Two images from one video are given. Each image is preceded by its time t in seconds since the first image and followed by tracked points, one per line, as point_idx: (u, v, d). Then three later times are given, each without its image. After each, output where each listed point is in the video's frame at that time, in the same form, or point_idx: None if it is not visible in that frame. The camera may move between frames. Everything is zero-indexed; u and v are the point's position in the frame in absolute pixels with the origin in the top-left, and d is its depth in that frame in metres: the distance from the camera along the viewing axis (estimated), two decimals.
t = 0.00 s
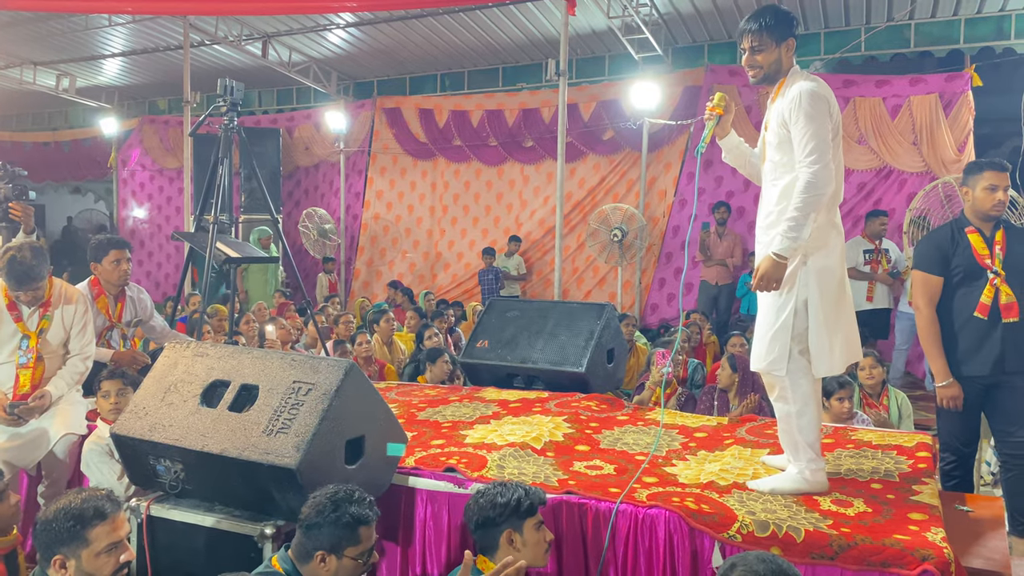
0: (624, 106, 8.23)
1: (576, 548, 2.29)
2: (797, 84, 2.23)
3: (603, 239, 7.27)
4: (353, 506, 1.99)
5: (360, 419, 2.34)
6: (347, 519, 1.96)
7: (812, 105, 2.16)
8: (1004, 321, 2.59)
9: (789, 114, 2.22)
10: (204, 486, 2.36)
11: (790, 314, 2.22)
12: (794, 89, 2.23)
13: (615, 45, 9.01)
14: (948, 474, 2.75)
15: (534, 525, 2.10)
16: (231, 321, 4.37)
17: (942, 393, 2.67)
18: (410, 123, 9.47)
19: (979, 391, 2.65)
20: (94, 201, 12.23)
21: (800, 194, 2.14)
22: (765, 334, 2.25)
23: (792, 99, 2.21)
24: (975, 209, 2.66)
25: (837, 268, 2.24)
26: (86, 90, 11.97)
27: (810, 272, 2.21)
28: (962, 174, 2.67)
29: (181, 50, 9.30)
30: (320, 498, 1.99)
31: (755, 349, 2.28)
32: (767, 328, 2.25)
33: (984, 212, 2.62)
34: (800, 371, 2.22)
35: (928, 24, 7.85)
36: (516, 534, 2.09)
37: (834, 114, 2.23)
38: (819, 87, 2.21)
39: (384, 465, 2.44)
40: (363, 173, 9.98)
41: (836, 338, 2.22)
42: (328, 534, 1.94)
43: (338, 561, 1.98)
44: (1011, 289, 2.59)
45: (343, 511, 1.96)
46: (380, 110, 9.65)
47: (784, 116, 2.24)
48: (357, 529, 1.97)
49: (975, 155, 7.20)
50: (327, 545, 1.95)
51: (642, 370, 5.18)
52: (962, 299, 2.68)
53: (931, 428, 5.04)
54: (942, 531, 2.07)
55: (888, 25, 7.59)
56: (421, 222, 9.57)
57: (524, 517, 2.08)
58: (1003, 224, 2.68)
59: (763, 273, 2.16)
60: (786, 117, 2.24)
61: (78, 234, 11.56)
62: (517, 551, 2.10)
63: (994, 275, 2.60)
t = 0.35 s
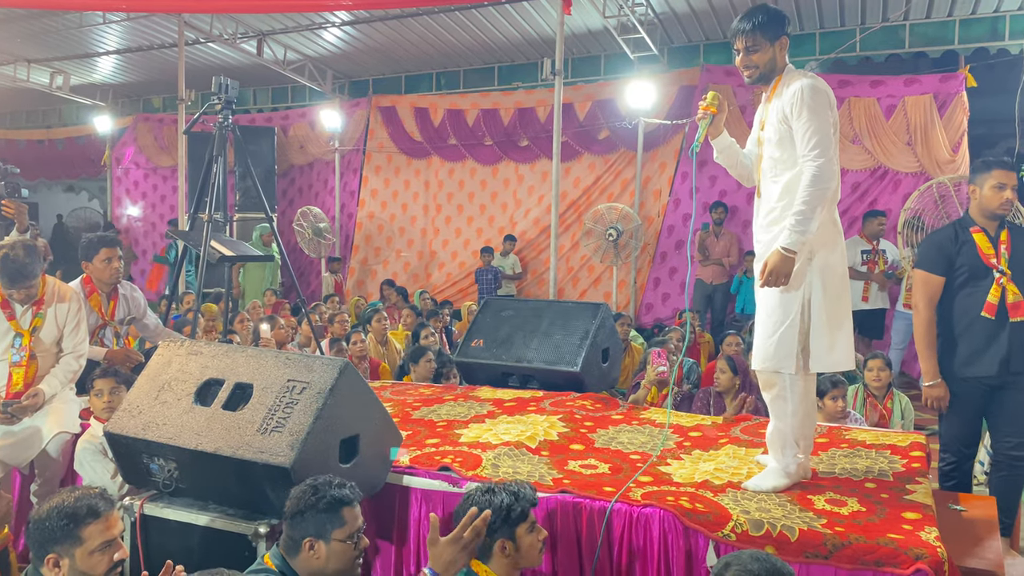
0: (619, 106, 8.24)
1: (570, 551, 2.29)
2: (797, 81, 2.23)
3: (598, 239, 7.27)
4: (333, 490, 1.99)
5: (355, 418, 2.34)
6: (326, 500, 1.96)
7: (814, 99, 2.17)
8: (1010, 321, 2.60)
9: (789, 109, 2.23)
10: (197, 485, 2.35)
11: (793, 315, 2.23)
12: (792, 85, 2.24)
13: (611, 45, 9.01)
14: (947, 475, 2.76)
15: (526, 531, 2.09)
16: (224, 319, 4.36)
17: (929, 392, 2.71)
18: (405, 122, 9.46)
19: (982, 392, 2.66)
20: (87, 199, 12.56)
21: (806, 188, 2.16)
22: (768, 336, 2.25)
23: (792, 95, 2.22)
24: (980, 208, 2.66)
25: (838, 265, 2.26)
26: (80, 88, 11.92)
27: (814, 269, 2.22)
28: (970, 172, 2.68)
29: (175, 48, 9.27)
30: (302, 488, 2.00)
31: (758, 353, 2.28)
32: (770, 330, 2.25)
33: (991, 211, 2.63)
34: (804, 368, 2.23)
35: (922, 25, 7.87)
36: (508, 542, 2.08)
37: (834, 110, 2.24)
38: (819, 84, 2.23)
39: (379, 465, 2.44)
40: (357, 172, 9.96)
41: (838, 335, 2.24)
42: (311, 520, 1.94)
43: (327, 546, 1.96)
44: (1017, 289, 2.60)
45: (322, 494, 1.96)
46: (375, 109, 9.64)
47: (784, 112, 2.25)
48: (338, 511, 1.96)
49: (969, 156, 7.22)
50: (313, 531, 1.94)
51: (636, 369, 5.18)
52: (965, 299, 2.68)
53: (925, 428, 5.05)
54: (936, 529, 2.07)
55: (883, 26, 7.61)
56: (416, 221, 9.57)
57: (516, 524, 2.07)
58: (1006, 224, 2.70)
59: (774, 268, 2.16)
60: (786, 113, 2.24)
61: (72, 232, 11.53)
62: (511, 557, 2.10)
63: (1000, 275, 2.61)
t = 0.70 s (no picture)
0: (614, 106, 8.25)
1: (563, 552, 2.30)
2: (790, 78, 2.24)
3: (593, 239, 7.28)
4: (317, 491, 1.99)
5: (349, 419, 2.34)
6: (311, 502, 1.95)
7: (809, 95, 2.18)
8: (1017, 321, 2.60)
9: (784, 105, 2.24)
10: (191, 484, 2.34)
11: (795, 316, 2.23)
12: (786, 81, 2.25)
13: (606, 45, 9.01)
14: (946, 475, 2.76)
15: (523, 541, 2.08)
16: (218, 319, 4.35)
17: (939, 388, 2.67)
18: (400, 122, 9.46)
19: (985, 391, 2.66)
20: (81, 198, 12.41)
21: (805, 183, 2.16)
22: (770, 338, 2.25)
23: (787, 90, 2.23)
24: (991, 207, 2.66)
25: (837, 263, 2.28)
26: (74, 88, 11.90)
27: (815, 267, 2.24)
28: (983, 171, 2.67)
29: (170, 47, 9.26)
30: (287, 492, 2.01)
31: (759, 355, 2.27)
32: (772, 332, 2.25)
33: (1001, 210, 2.63)
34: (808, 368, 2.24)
35: (916, 26, 7.89)
36: (504, 552, 2.07)
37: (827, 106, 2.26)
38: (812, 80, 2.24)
39: (373, 465, 2.44)
40: (352, 172, 9.96)
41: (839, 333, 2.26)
42: (298, 523, 1.94)
43: (318, 548, 1.96)
44: None
45: (307, 496, 1.96)
46: (370, 108, 9.63)
47: (780, 109, 2.25)
48: (324, 511, 1.95)
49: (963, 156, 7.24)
50: (302, 533, 1.95)
51: (632, 369, 5.19)
52: (971, 297, 2.68)
53: (919, 428, 5.06)
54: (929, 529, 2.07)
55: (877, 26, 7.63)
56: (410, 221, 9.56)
57: (514, 534, 2.06)
58: (1015, 225, 2.69)
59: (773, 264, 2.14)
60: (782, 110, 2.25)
61: (66, 232, 11.50)
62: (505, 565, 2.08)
63: (1008, 274, 2.60)
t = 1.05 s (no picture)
0: (609, 107, 8.25)
1: (559, 552, 2.30)
2: (793, 81, 2.27)
3: (589, 239, 7.28)
4: (298, 485, 1.99)
5: (346, 420, 2.34)
6: (293, 497, 1.95)
7: (814, 98, 2.22)
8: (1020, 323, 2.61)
9: (788, 108, 2.27)
10: (187, 486, 2.34)
11: (800, 317, 2.24)
12: (787, 84, 2.28)
13: (602, 46, 9.02)
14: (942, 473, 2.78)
15: (518, 539, 2.09)
16: (214, 320, 4.34)
17: (943, 389, 2.66)
18: (396, 122, 9.46)
19: (988, 393, 2.66)
20: (76, 199, 12.51)
21: (810, 184, 2.19)
22: (775, 340, 2.25)
23: (791, 94, 2.26)
24: (994, 208, 2.65)
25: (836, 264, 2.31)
26: (68, 88, 11.88)
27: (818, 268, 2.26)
28: (988, 170, 2.66)
29: (165, 47, 9.24)
30: (271, 490, 2.01)
31: (763, 357, 2.27)
32: (777, 334, 2.25)
33: (1005, 212, 2.63)
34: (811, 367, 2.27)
35: (911, 26, 7.91)
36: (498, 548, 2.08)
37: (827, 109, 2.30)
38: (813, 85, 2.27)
39: (370, 466, 2.44)
40: (348, 172, 9.95)
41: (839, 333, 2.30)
42: (282, 518, 1.94)
43: (305, 543, 1.96)
44: None
45: (288, 491, 1.96)
46: (366, 109, 9.63)
47: (783, 112, 2.29)
48: (307, 504, 1.95)
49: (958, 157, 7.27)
50: (288, 528, 1.95)
51: (628, 369, 5.19)
52: (976, 299, 2.67)
53: (914, 428, 5.07)
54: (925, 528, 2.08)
55: (873, 27, 7.65)
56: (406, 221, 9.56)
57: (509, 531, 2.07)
58: (1017, 226, 2.69)
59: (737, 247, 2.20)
60: (785, 113, 2.29)
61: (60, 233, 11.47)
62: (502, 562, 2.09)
63: (1013, 277, 2.61)
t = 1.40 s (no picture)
0: (605, 108, 8.25)
1: (555, 550, 2.30)
2: (802, 85, 2.29)
3: (585, 241, 7.29)
4: (308, 492, 1.98)
5: (342, 421, 2.33)
6: (303, 504, 1.94)
7: (820, 101, 2.26)
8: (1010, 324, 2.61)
9: (794, 110, 2.30)
10: (183, 488, 2.34)
11: (801, 317, 2.25)
12: (793, 88, 2.30)
13: (598, 47, 9.02)
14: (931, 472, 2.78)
15: (514, 531, 2.10)
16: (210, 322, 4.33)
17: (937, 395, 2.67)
18: (392, 124, 9.45)
19: (978, 395, 2.66)
20: (72, 201, 12.36)
21: (814, 183, 2.21)
22: (777, 339, 2.25)
23: (797, 97, 2.29)
24: (980, 209, 2.67)
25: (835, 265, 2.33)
26: (64, 90, 11.87)
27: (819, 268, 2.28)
28: (973, 172, 2.68)
29: (161, 49, 9.22)
30: (279, 496, 2.00)
31: (765, 356, 2.27)
32: (779, 333, 2.25)
33: (991, 213, 2.64)
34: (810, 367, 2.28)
35: (906, 28, 7.94)
36: (493, 541, 2.09)
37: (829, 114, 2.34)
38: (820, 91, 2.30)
39: (366, 467, 2.44)
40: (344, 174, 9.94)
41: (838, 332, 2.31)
42: (292, 526, 1.94)
43: (314, 549, 1.97)
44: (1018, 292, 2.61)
45: (298, 499, 1.95)
46: (362, 110, 9.63)
47: (788, 114, 2.31)
48: (317, 512, 1.95)
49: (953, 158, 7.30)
50: (297, 535, 1.95)
51: (624, 371, 5.20)
52: (965, 301, 2.67)
53: (909, 428, 5.09)
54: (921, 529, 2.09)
55: (868, 28, 7.67)
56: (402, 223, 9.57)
57: (502, 523, 2.09)
58: (1003, 228, 2.71)
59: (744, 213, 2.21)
60: (791, 116, 2.31)
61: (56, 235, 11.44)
62: (498, 555, 2.11)
63: (1002, 278, 2.61)
